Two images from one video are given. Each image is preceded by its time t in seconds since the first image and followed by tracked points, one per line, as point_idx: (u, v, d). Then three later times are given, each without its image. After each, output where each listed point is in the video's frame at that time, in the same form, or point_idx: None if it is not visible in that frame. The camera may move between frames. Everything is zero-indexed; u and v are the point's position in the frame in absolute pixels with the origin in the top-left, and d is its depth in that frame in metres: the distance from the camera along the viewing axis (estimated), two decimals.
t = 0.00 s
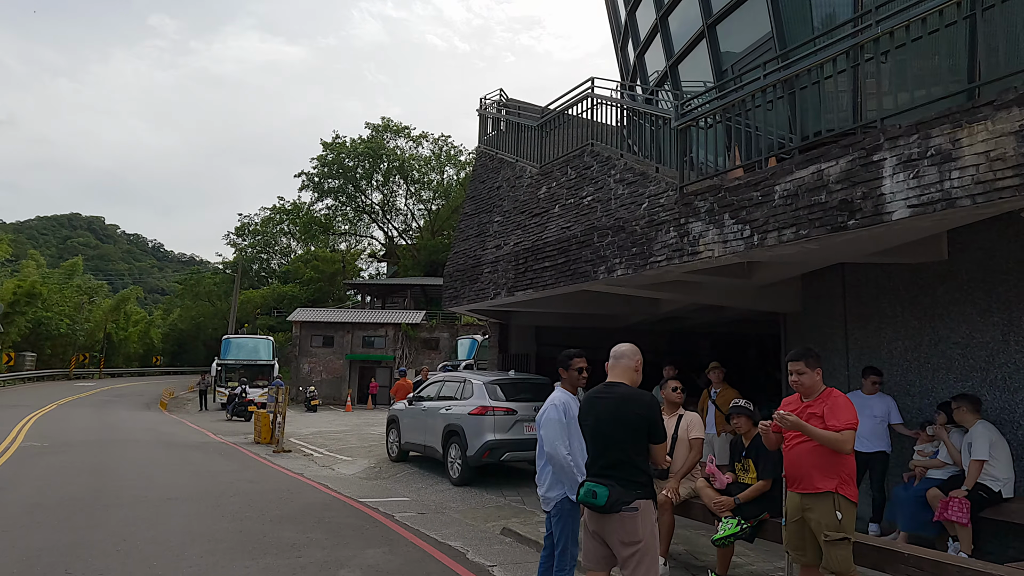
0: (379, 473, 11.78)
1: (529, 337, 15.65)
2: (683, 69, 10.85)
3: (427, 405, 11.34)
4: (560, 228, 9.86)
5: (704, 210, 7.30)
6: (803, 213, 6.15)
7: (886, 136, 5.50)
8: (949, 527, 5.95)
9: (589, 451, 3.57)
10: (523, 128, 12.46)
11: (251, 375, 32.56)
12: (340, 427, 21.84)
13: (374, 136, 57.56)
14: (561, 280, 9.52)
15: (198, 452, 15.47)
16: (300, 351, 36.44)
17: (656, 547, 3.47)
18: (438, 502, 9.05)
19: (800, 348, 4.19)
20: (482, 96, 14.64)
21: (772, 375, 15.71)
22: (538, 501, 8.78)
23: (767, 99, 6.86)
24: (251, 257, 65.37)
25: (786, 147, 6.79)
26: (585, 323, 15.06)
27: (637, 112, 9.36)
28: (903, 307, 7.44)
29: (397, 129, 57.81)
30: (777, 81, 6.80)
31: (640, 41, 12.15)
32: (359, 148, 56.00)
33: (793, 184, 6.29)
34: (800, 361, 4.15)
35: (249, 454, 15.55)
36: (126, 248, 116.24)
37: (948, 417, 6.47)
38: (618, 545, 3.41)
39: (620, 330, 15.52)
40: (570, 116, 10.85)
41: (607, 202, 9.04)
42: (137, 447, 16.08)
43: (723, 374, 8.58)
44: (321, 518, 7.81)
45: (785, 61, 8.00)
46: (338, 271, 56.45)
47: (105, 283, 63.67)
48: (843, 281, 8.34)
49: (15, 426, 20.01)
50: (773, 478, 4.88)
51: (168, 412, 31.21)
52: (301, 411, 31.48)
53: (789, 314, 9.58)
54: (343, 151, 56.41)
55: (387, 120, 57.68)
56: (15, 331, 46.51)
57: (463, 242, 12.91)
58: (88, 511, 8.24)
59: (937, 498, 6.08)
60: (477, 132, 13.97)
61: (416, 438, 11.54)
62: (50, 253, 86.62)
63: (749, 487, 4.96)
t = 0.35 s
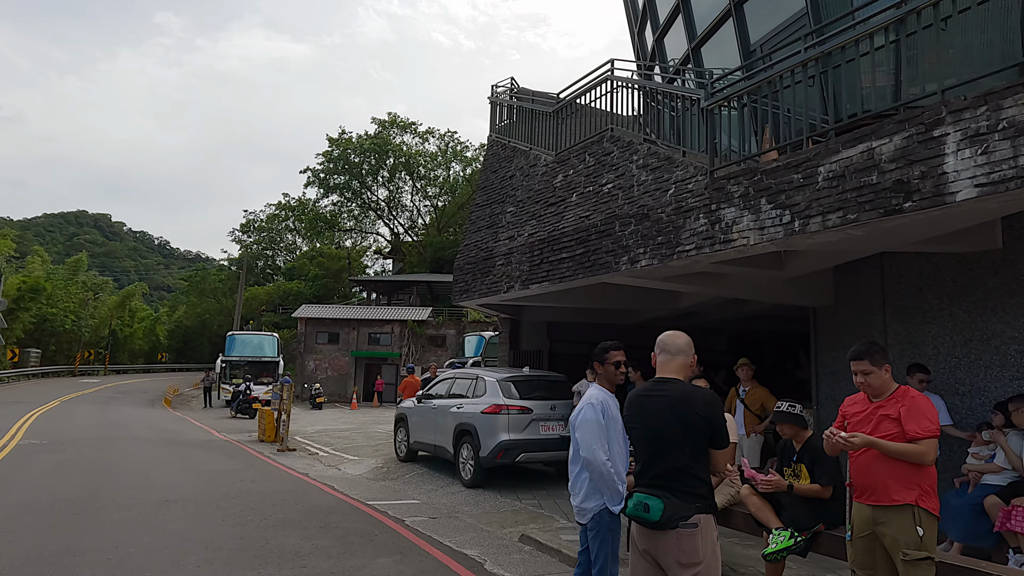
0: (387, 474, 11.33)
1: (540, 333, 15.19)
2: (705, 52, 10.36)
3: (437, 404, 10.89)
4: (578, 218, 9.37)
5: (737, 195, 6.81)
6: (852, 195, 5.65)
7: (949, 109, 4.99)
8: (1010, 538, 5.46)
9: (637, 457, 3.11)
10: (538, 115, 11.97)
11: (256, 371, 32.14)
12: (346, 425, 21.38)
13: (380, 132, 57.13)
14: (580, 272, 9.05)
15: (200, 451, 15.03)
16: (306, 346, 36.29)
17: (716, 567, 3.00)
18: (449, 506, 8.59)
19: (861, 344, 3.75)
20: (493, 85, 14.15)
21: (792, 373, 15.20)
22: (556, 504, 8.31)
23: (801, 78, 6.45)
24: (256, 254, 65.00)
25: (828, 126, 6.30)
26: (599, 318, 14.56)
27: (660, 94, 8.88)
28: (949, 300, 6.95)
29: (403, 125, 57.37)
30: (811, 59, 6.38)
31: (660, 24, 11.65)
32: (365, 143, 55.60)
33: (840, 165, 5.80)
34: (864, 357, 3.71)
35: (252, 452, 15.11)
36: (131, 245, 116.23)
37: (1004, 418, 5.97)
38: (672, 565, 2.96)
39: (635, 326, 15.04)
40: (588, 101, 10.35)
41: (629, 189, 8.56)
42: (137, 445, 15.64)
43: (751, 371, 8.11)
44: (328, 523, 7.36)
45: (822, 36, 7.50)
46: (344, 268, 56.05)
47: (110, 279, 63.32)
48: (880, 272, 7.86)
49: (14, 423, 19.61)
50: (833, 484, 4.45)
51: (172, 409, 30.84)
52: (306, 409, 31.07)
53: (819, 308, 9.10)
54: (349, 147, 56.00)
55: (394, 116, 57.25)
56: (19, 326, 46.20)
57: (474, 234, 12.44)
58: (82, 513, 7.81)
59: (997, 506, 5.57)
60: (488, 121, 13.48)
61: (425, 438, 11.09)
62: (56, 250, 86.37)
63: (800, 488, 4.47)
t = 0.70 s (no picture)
0: (394, 475, 10.89)
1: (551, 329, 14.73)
2: (729, 33, 9.84)
3: (446, 402, 10.44)
4: (596, 207, 8.88)
5: (773, 179, 6.31)
6: (905, 177, 5.15)
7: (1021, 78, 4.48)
8: None
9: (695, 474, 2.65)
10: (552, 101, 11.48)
11: (261, 368, 31.78)
12: (352, 423, 20.96)
13: (386, 127, 56.75)
14: (598, 264, 8.57)
15: (202, 450, 14.63)
16: (311, 343, 35.95)
17: None
18: (461, 511, 8.14)
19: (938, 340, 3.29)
20: (504, 71, 13.65)
21: (812, 371, 14.70)
22: (574, 510, 7.85)
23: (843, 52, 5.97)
24: (262, 250, 64.70)
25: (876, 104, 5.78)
26: (613, 314, 14.09)
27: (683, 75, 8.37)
28: (1000, 294, 6.46)
29: (410, 120, 56.98)
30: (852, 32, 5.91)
31: (679, 6, 11.14)
32: (371, 139, 55.23)
33: (891, 143, 5.30)
34: (946, 356, 3.24)
35: (256, 451, 14.71)
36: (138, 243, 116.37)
37: None
38: None
39: (649, 322, 14.55)
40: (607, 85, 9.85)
41: (652, 176, 8.07)
42: (139, 443, 15.26)
43: (781, 370, 7.64)
44: (333, 530, 6.92)
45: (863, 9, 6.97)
46: (350, 264, 55.71)
47: (115, 275, 63.11)
48: (921, 264, 7.36)
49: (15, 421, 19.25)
50: (895, 497, 3.94)
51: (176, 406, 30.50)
52: (312, 406, 30.68)
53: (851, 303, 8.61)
54: (355, 142, 55.70)
55: (400, 111, 56.86)
56: (25, 323, 45.95)
57: (484, 226, 11.95)
58: (74, 518, 7.38)
59: None
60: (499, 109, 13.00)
61: (434, 438, 10.64)
62: (63, 247, 86.31)
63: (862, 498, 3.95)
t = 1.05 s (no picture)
0: (400, 477, 10.42)
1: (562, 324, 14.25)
2: (752, 10, 9.31)
3: (453, 401, 9.98)
4: (613, 195, 8.38)
5: (812, 159, 5.81)
6: (969, 154, 4.64)
7: None
8: None
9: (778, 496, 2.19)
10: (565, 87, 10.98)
11: (264, 365, 31.33)
12: (356, 421, 20.52)
13: (390, 122, 56.26)
14: (616, 255, 8.06)
15: (201, 449, 14.17)
16: (315, 339, 35.57)
17: None
18: (471, 517, 7.68)
19: None
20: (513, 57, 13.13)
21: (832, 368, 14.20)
22: (592, 517, 7.36)
23: (886, 22, 5.50)
24: (266, 246, 64.27)
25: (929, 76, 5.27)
26: (625, 308, 13.58)
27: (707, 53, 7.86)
28: None
29: (414, 114, 56.47)
30: (892, 3, 5.44)
31: None
32: (375, 133, 54.75)
33: (950, 117, 4.79)
34: None
35: (256, 451, 14.24)
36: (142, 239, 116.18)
37: None
38: None
39: (663, 317, 14.06)
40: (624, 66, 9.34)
41: (675, 161, 7.57)
42: (137, 442, 14.81)
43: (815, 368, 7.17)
44: (335, 540, 6.46)
45: None
46: (354, 260, 55.25)
47: (118, 271, 62.70)
48: (966, 255, 6.86)
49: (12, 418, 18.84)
50: (975, 515, 3.47)
51: (178, 403, 30.09)
52: (316, 403, 30.27)
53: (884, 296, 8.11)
54: (358, 137, 55.19)
55: (404, 105, 56.34)
56: (28, 319, 45.61)
57: (493, 217, 11.46)
58: (59, 526, 6.92)
59: None
60: (508, 97, 12.49)
61: (441, 438, 10.19)
62: (68, 243, 86.21)
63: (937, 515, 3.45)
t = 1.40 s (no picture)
0: (409, 475, 9.99)
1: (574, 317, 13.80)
2: None
3: (464, 396, 9.54)
4: (635, 177, 7.90)
5: (860, 131, 5.32)
6: None
7: None
8: None
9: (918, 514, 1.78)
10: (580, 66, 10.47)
11: (269, 360, 30.95)
12: (362, 417, 20.09)
13: (396, 116, 55.81)
14: (639, 241, 7.59)
15: (203, 445, 13.76)
16: (321, 334, 35.22)
17: None
18: (485, 519, 7.24)
19: None
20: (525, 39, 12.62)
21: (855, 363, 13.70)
22: (614, 520, 6.90)
23: None
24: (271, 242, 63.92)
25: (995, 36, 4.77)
26: (641, 299, 13.11)
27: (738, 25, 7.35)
28: None
29: (420, 108, 56.01)
30: None
31: None
32: (381, 127, 54.33)
33: None
34: None
35: (260, 447, 13.83)
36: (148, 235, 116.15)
37: None
38: None
39: (680, 309, 13.58)
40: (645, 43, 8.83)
41: (703, 139, 7.08)
42: (138, 438, 14.41)
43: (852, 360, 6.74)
44: (341, 544, 6.01)
45: None
46: (359, 255, 54.85)
47: (123, 266, 62.40)
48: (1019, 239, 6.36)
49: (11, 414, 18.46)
50: None
51: (183, 399, 29.74)
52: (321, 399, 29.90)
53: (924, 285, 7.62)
54: (364, 131, 54.78)
55: (410, 99, 55.89)
56: (33, 314, 45.32)
57: (505, 204, 10.99)
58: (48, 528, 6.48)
59: None
60: (520, 80, 12.00)
61: (451, 435, 9.76)
62: (74, 238, 86.15)
63: None
